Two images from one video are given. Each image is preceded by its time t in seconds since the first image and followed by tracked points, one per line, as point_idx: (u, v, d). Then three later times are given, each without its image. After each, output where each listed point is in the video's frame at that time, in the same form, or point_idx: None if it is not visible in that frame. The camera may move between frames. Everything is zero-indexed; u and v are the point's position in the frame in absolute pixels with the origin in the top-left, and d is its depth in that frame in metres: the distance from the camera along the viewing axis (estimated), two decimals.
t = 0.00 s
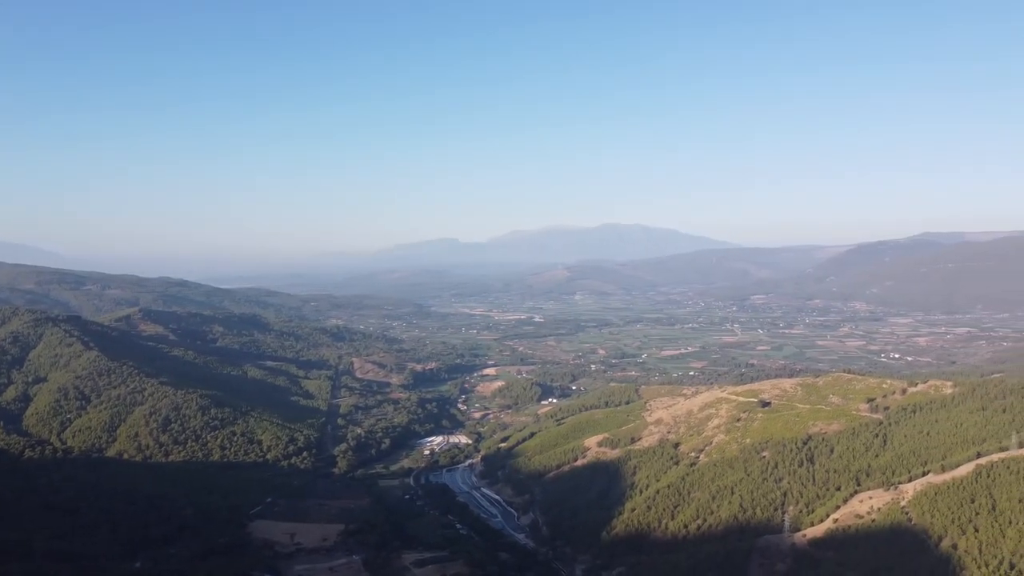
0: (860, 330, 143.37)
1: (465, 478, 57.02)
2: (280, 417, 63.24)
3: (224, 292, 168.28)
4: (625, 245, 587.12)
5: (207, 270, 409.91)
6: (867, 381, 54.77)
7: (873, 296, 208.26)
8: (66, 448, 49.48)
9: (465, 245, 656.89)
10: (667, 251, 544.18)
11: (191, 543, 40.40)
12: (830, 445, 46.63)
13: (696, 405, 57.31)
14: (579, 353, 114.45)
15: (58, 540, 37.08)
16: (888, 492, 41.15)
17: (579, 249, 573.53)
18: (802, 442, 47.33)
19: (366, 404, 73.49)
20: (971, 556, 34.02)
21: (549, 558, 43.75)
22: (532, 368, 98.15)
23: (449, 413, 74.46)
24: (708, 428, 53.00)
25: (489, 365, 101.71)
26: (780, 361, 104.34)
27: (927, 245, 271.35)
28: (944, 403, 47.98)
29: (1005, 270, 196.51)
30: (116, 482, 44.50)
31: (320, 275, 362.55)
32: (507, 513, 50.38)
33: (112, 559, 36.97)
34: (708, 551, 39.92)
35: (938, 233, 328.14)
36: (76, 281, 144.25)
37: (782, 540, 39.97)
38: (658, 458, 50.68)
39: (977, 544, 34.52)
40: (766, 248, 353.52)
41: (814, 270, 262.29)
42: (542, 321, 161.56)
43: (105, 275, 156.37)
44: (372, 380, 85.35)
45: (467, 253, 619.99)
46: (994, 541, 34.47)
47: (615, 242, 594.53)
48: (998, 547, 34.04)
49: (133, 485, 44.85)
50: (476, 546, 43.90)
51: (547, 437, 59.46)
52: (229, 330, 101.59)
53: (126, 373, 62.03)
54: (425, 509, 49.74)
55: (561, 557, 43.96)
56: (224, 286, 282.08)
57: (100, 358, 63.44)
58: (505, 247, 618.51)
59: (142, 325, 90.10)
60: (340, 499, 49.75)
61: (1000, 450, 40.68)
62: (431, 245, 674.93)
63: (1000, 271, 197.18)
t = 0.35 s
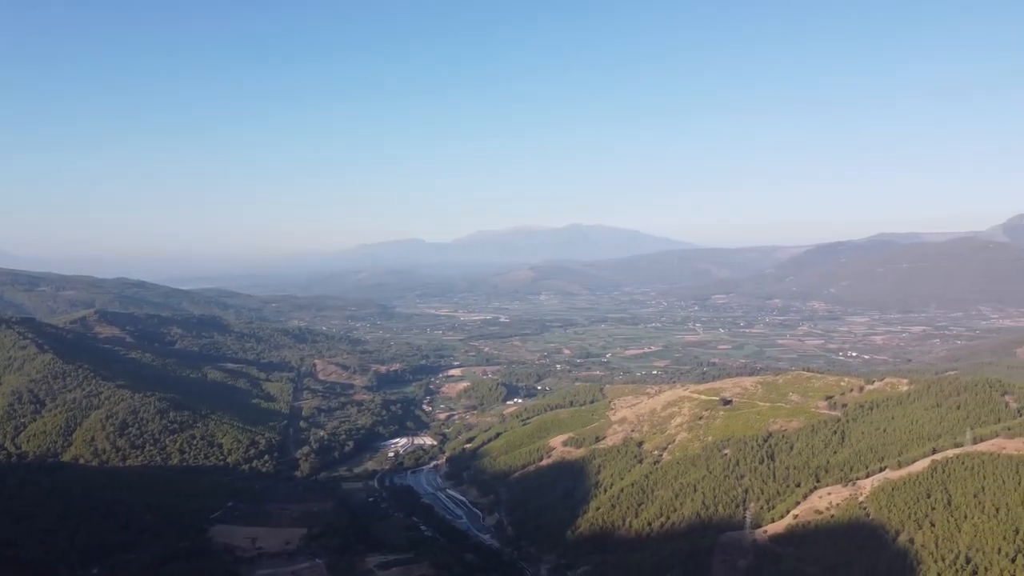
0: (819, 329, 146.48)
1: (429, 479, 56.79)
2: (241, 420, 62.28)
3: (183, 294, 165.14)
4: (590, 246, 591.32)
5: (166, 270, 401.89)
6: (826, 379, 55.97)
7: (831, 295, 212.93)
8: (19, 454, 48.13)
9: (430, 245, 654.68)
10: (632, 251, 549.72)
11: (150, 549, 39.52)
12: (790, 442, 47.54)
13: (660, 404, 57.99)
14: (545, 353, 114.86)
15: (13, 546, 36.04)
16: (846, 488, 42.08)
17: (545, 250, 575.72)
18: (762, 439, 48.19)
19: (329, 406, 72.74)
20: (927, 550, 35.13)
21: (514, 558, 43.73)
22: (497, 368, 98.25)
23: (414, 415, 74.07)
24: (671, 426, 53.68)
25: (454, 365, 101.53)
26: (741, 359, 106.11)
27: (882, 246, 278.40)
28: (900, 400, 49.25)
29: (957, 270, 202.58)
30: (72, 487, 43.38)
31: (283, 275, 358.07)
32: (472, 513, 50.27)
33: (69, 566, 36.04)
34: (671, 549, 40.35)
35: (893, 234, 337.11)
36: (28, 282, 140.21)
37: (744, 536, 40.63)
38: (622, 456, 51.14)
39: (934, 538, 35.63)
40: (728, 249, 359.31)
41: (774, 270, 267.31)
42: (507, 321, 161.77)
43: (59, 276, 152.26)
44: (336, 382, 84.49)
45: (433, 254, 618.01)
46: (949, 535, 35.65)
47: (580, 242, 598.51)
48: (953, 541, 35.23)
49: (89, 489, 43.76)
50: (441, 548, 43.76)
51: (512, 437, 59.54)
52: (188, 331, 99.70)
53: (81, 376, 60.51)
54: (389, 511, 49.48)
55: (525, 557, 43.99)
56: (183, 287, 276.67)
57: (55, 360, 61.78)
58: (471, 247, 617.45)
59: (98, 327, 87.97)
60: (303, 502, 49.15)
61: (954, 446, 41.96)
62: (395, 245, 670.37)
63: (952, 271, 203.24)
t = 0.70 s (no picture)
0: (779, 328, 149.43)
1: (394, 481, 56.40)
2: (201, 423, 61.14)
3: (139, 294, 161.46)
4: (555, 247, 594.23)
5: (122, 271, 392.50)
6: (785, 377, 57.07)
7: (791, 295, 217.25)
8: None
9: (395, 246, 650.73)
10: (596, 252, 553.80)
11: (108, 556, 38.51)
12: (750, 440, 48.37)
13: (624, 402, 58.51)
14: (510, 353, 115.03)
15: None
16: (805, 484, 42.94)
17: (511, 250, 576.78)
18: (724, 436, 48.93)
19: (291, 409, 71.78)
20: (886, 544, 36.10)
21: (479, 559, 43.67)
22: (462, 369, 98.03)
23: (378, 416, 73.50)
24: (635, 424, 54.20)
25: (418, 366, 101.06)
26: (703, 358, 107.61)
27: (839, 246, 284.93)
28: (858, 397, 50.42)
29: (911, 270, 208.42)
30: (26, 492, 42.10)
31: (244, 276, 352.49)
32: (437, 514, 50.06)
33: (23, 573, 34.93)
34: (635, 547, 40.70)
35: (849, 236, 345.70)
36: None
37: (706, 533, 41.19)
38: (586, 455, 51.44)
39: (891, 533, 36.63)
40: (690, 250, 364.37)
41: (735, 271, 271.72)
42: (473, 322, 161.64)
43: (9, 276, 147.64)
44: (298, 384, 83.39)
45: (398, 254, 614.51)
46: (906, 530, 36.70)
47: (546, 244, 601.13)
48: (910, 535, 36.23)
49: (44, 494, 42.47)
50: (406, 550, 43.47)
51: (477, 438, 59.48)
52: (145, 333, 97.47)
53: (35, 379, 58.82)
54: (353, 514, 49.04)
55: (490, 557, 43.94)
56: (140, 288, 270.50)
57: (6, 364, 59.98)
58: (436, 247, 614.97)
59: (51, 328, 85.56)
60: (265, 506, 48.39)
61: (910, 442, 43.12)
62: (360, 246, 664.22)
63: (906, 271, 209.02)
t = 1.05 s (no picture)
0: (740, 327, 151.93)
1: (357, 484, 55.88)
2: (159, 427, 59.78)
3: (93, 295, 157.07)
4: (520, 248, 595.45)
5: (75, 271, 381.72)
6: (746, 375, 58.00)
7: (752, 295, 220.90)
8: None
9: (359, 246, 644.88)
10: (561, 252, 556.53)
11: (64, 563, 37.36)
12: (712, 437, 49.09)
13: (588, 402, 58.85)
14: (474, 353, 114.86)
15: None
16: (766, 480, 43.70)
17: (476, 251, 576.18)
18: (686, 434, 49.55)
19: (252, 412, 70.57)
20: (844, 539, 37.06)
21: (444, 560, 43.51)
22: (427, 370, 97.58)
23: (341, 419, 72.69)
24: (599, 424, 54.56)
25: (382, 368, 100.25)
26: (667, 357, 108.83)
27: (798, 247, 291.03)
28: (816, 395, 51.50)
29: (867, 270, 213.73)
30: None
31: (203, 277, 345.62)
32: (401, 517, 49.75)
33: None
34: (599, 545, 41.00)
35: (807, 236, 353.35)
36: None
37: (670, 530, 41.69)
38: (551, 455, 51.63)
39: (849, 528, 37.62)
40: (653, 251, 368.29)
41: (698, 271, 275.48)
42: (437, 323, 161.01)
43: None
44: (259, 387, 82.03)
45: (361, 254, 609.06)
46: (863, 525, 37.73)
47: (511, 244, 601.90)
48: (868, 531, 37.24)
49: None
50: (370, 552, 43.12)
51: (442, 439, 59.23)
52: (101, 335, 94.91)
53: None
54: (316, 518, 48.51)
55: (455, 558, 43.81)
56: (94, 289, 263.21)
57: None
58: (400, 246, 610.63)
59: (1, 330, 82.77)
60: (226, 511, 47.54)
61: (867, 439, 44.20)
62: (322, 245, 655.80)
63: (862, 271, 214.16)
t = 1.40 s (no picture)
0: (702, 326, 154.20)
1: (320, 487, 55.24)
2: (116, 431, 58.37)
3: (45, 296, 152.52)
4: (485, 248, 595.48)
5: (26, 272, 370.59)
6: (708, 374, 58.77)
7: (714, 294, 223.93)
8: None
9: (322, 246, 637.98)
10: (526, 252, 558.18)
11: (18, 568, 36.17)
12: (675, 435, 49.66)
13: (553, 401, 59.07)
14: (439, 354, 114.49)
15: None
16: (728, 477, 44.30)
17: (441, 251, 574.48)
18: (650, 433, 50.02)
19: (212, 415, 69.27)
20: (804, 535, 37.76)
21: (408, 562, 43.18)
22: (391, 371, 96.92)
23: (304, 421, 71.79)
24: (564, 423, 54.79)
25: (346, 369, 99.28)
26: (631, 357, 109.82)
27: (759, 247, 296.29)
28: (776, 392, 52.40)
29: (825, 270, 218.43)
30: None
31: (160, 278, 338.30)
32: (365, 519, 49.30)
33: None
34: (564, 544, 41.16)
35: (768, 237, 360.03)
36: None
37: (633, 528, 42.05)
38: (516, 455, 51.67)
39: (809, 523, 38.36)
40: (617, 253, 371.71)
41: (662, 271, 278.56)
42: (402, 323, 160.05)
43: None
44: (219, 389, 80.59)
45: (325, 254, 602.57)
46: (823, 520, 38.50)
47: (476, 245, 601.53)
48: (826, 526, 37.99)
49: None
50: (333, 555, 42.62)
51: (406, 440, 58.88)
52: (54, 337, 92.23)
53: None
54: (277, 522, 47.84)
55: (420, 559, 43.52)
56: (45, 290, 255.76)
57: None
58: (365, 246, 605.25)
59: None
60: (185, 515, 46.58)
61: (825, 436, 45.10)
62: (284, 245, 646.54)
63: (821, 271, 218.68)
